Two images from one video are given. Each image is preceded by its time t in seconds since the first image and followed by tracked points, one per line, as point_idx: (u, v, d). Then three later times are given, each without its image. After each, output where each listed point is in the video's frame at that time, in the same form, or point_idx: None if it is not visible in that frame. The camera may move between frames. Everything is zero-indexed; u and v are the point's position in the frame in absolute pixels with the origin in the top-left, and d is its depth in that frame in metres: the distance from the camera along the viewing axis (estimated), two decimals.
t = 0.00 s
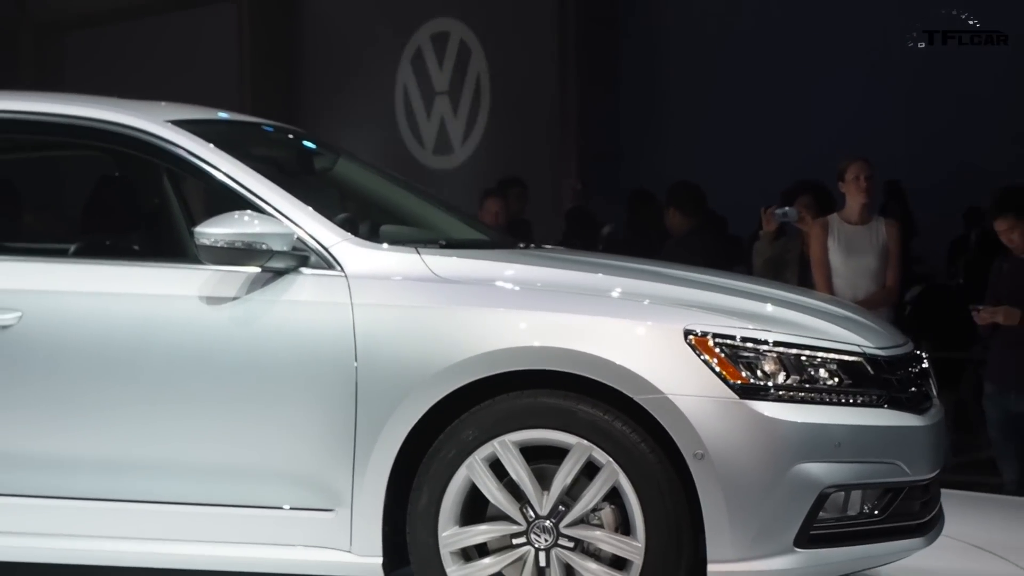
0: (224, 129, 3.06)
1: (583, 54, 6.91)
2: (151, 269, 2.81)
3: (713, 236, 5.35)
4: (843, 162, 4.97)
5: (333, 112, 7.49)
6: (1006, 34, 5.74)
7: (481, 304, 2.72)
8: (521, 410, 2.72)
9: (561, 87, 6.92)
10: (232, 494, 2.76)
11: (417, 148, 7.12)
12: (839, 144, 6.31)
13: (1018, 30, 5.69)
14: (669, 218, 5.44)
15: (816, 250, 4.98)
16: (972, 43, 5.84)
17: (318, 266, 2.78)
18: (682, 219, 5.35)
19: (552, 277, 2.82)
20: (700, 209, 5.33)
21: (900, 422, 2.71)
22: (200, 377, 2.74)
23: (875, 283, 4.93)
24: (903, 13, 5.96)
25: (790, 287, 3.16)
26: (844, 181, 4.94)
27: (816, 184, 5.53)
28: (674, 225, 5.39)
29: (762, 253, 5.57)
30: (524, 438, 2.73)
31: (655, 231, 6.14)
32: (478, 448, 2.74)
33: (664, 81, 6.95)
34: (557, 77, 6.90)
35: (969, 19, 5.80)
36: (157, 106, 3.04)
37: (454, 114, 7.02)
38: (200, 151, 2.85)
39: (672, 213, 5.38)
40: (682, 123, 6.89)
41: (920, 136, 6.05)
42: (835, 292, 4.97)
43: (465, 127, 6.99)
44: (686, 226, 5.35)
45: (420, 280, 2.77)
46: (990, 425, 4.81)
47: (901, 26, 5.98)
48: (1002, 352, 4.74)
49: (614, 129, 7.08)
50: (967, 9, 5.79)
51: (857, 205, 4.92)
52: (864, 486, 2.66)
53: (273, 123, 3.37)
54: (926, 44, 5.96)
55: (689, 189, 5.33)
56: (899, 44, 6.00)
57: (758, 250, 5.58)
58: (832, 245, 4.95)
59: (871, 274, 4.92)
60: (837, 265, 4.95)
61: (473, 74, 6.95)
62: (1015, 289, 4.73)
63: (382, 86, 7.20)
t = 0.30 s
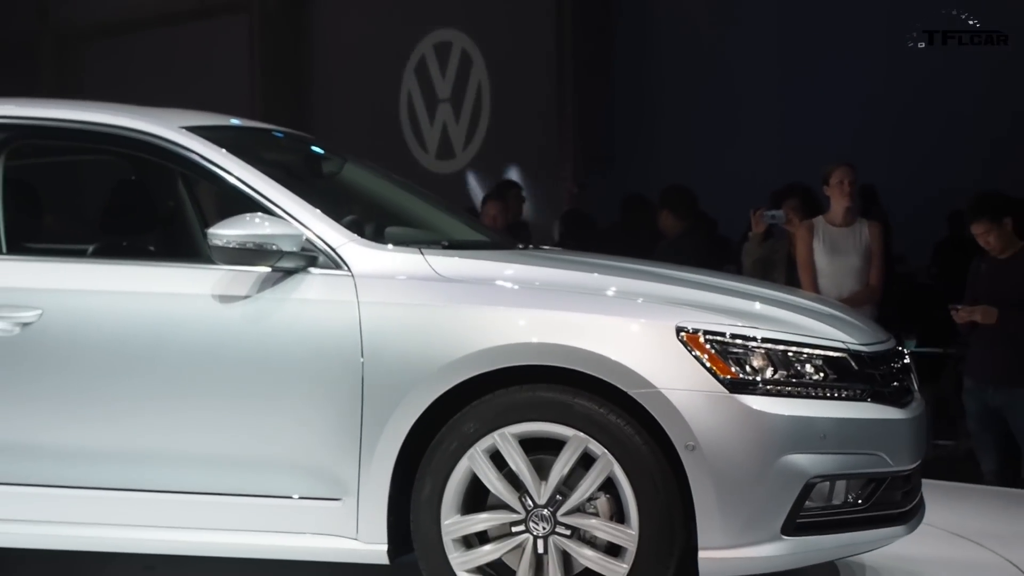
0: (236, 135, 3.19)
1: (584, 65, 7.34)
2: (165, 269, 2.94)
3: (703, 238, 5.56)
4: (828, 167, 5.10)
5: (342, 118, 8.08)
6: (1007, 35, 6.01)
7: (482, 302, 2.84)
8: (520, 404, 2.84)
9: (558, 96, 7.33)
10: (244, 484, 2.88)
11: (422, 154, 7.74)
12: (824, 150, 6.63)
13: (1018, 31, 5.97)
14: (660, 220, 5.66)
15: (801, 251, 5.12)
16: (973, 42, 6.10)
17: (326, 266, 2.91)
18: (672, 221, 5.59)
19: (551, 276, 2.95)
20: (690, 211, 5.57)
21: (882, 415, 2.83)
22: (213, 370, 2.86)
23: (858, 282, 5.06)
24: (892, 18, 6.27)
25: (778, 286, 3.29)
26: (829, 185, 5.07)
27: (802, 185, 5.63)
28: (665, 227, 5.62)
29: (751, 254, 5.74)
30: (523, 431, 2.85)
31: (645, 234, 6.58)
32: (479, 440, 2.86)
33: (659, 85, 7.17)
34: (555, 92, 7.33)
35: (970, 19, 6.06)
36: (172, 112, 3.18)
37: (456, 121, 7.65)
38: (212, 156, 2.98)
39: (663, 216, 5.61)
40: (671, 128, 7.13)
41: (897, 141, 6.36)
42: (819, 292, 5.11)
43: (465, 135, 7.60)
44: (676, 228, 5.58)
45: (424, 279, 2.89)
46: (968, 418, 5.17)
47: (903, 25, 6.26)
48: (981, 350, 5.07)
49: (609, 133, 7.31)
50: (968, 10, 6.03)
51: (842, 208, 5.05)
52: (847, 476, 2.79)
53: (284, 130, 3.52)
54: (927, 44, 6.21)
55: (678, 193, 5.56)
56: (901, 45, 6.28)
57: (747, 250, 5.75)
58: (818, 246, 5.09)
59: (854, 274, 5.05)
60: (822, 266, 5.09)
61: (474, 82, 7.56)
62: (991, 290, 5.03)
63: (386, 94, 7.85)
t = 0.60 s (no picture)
0: (245, 139, 3.29)
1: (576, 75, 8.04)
2: (177, 269, 3.03)
3: (697, 240, 5.66)
4: (817, 170, 5.22)
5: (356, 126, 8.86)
6: (1007, 35, 6.16)
7: (483, 300, 2.93)
8: (519, 399, 2.93)
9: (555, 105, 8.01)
10: (252, 477, 2.98)
11: (425, 158, 8.44)
12: (814, 148, 7.06)
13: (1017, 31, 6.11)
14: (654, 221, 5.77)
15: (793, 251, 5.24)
16: (974, 42, 6.27)
17: (332, 266, 3.00)
18: (666, 223, 5.69)
19: (550, 276, 3.04)
20: (685, 212, 5.67)
21: (871, 410, 2.92)
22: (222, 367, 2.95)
23: (847, 281, 5.13)
24: (878, 19, 6.63)
25: (770, 286, 3.38)
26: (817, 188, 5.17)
27: (793, 190, 5.77)
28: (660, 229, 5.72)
29: (744, 253, 5.83)
30: (523, 426, 2.94)
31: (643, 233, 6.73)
32: (479, 435, 2.95)
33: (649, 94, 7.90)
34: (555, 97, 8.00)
35: (969, 19, 6.25)
36: (183, 117, 3.29)
37: (456, 126, 8.32)
38: (221, 159, 3.08)
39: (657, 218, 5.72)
40: (662, 132, 7.83)
41: (897, 140, 6.62)
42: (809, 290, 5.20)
43: (466, 140, 8.26)
44: (670, 229, 5.68)
45: (426, 278, 2.98)
46: (954, 411, 5.31)
47: (903, 25, 6.54)
48: (967, 347, 5.19)
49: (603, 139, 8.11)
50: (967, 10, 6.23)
51: (831, 209, 5.15)
52: (837, 469, 2.88)
53: (291, 134, 3.62)
54: (926, 44, 6.48)
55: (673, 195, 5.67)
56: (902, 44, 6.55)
57: (740, 250, 5.84)
58: (808, 246, 5.19)
59: (843, 273, 5.13)
60: (812, 265, 5.18)
61: (474, 89, 8.18)
62: (975, 290, 5.15)
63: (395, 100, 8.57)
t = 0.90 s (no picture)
0: (251, 142, 3.39)
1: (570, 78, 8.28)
2: (186, 268, 3.13)
3: (691, 240, 5.77)
4: (809, 172, 5.31)
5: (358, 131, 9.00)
6: (1005, 35, 6.39)
7: (483, 298, 3.02)
8: (518, 395, 3.03)
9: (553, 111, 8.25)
10: (259, 470, 3.07)
11: (425, 160, 8.55)
12: (810, 150, 7.28)
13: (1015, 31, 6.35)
14: (648, 221, 5.88)
15: (784, 250, 5.35)
16: (973, 42, 6.49)
17: (337, 265, 3.09)
18: (660, 223, 5.81)
19: (548, 275, 3.13)
20: (680, 214, 5.79)
21: (859, 405, 3.02)
22: (230, 362, 3.04)
23: (836, 279, 5.24)
24: (874, 22, 6.84)
25: (761, 285, 3.47)
26: (807, 190, 5.27)
27: (785, 191, 5.89)
28: (654, 229, 5.83)
29: (736, 252, 5.96)
30: (522, 420, 3.03)
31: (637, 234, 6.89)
32: (480, 429, 3.05)
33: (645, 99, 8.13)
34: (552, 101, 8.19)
35: (969, 19, 6.48)
36: (191, 121, 3.39)
37: (457, 130, 8.46)
38: (229, 162, 3.17)
39: (651, 219, 5.84)
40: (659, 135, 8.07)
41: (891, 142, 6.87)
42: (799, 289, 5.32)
43: (467, 143, 8.41)
44: (664, 229, 5.80)
45: (429, 277, 3.08)
46: (941, 407, 5.44)
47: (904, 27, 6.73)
48: (952, 343, 5.34)
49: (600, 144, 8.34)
50: (967, 10, 6.48)
51: (821, 210, 5.24)
52: (826, 462, 2.97)
53: (296, 137, 3.72)
54: (926, 45, 6.66)
55: (667, 196, 5.80)
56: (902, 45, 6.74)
57: (733, 249, 5.96)
58: (798, 246, 5.30)
59: (833, 272, 5.23)
60: (802, 264, 5.29)
61: (475, 94, 8.32)
62: (957, 289, 5.32)
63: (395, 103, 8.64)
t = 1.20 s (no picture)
0: (258, 146, 3.49)
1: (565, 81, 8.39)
2: (195, 268, 3.22)
3: (686, 241, 5.87)
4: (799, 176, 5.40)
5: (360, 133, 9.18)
6: (1006, 35, 6.39)
7: (483, 297, 3.12)
8: (517, 391, 3.12)
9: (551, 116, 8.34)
10: (265, 464, 3.17)
11: (426, 163, 8.72)
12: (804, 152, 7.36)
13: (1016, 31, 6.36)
14: (643, 223, 5.98)
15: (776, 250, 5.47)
16: (973, 43, 6.52)
17: (341, 265, 3.19)
18: (654, 225, 5.91)
19: (547, 275, 3.22)
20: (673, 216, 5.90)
21: (847, 401, 3.11)
22: (237, 360, 3.14)
23: (826, 279, 5.33)
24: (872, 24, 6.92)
25: (754, 284, 3.57)
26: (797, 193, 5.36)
27: (776, 194, 6.00)
28: (649, 230, 5.93)
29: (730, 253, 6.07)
30: (520, 415, 3.13)
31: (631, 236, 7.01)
32: (480, 424, 3.14)
33: (647, 100, 8.15)
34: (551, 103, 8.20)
35: (969, 19, 6.52)
36: (200, 126, 3.49)
37: (458, 134, 8.59)
38: (236, 165, 3.27)
39: (646, 221, 5.94)
40: (656, 136, 8.12)
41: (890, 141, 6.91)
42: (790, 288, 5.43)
43: (468, 145, 8.54)
44: (658, 231, 5.90)
45: (431, 277, 3.17)
46: (930, 403, 5.59)
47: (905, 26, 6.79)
48: (941, 338, 5.45)
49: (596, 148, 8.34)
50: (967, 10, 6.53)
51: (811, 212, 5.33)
52: (815, 456, 3.06)
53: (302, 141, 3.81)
54: (926, 44, 6.72)
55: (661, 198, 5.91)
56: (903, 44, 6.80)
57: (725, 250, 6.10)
58: (789, 247, 5.41)
59: (822, 272, 5.33)
60: (793, 264, 5.41)
61: (475, 101, 8.47)
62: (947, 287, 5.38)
63: (397, 107, 8.81)
